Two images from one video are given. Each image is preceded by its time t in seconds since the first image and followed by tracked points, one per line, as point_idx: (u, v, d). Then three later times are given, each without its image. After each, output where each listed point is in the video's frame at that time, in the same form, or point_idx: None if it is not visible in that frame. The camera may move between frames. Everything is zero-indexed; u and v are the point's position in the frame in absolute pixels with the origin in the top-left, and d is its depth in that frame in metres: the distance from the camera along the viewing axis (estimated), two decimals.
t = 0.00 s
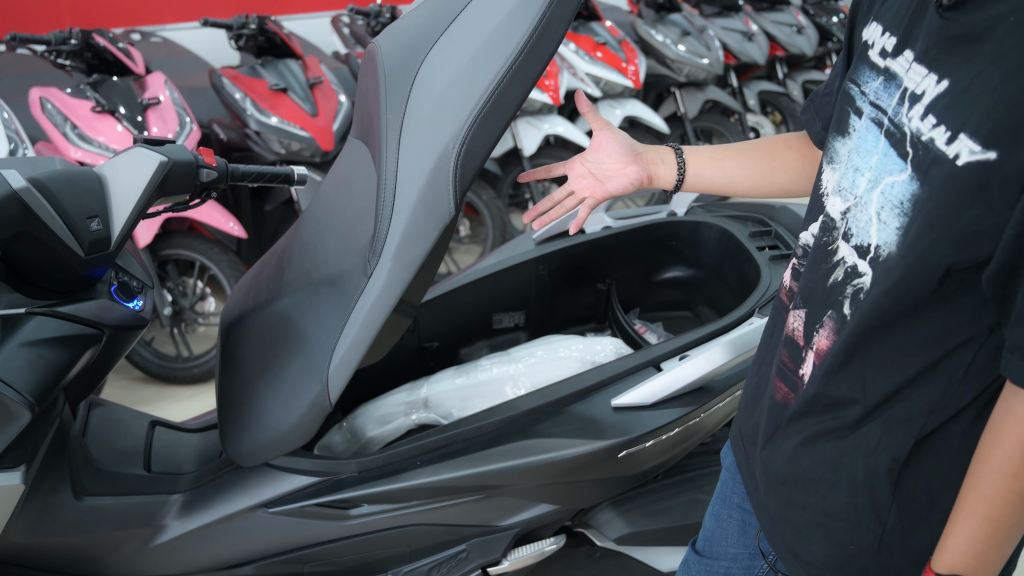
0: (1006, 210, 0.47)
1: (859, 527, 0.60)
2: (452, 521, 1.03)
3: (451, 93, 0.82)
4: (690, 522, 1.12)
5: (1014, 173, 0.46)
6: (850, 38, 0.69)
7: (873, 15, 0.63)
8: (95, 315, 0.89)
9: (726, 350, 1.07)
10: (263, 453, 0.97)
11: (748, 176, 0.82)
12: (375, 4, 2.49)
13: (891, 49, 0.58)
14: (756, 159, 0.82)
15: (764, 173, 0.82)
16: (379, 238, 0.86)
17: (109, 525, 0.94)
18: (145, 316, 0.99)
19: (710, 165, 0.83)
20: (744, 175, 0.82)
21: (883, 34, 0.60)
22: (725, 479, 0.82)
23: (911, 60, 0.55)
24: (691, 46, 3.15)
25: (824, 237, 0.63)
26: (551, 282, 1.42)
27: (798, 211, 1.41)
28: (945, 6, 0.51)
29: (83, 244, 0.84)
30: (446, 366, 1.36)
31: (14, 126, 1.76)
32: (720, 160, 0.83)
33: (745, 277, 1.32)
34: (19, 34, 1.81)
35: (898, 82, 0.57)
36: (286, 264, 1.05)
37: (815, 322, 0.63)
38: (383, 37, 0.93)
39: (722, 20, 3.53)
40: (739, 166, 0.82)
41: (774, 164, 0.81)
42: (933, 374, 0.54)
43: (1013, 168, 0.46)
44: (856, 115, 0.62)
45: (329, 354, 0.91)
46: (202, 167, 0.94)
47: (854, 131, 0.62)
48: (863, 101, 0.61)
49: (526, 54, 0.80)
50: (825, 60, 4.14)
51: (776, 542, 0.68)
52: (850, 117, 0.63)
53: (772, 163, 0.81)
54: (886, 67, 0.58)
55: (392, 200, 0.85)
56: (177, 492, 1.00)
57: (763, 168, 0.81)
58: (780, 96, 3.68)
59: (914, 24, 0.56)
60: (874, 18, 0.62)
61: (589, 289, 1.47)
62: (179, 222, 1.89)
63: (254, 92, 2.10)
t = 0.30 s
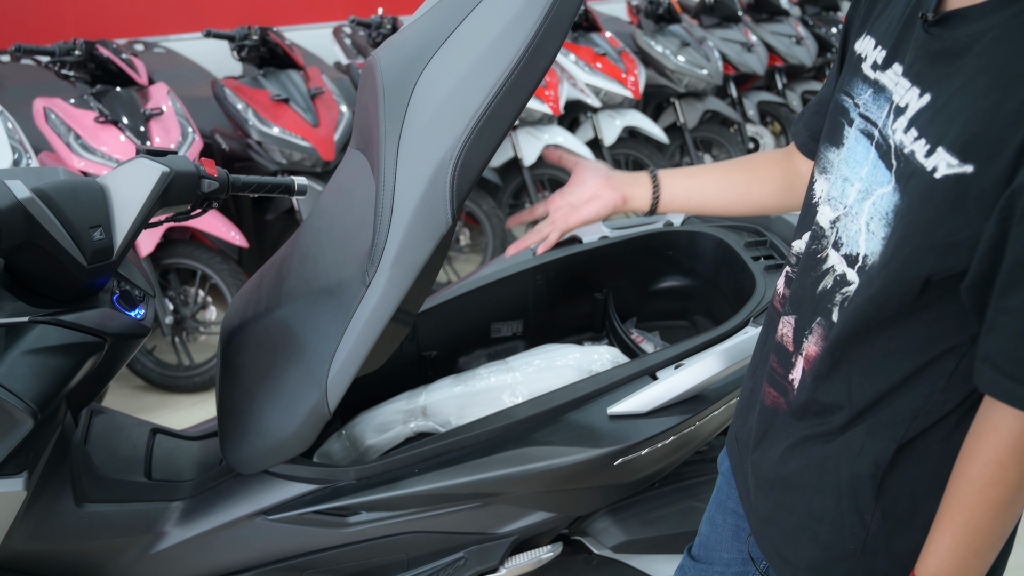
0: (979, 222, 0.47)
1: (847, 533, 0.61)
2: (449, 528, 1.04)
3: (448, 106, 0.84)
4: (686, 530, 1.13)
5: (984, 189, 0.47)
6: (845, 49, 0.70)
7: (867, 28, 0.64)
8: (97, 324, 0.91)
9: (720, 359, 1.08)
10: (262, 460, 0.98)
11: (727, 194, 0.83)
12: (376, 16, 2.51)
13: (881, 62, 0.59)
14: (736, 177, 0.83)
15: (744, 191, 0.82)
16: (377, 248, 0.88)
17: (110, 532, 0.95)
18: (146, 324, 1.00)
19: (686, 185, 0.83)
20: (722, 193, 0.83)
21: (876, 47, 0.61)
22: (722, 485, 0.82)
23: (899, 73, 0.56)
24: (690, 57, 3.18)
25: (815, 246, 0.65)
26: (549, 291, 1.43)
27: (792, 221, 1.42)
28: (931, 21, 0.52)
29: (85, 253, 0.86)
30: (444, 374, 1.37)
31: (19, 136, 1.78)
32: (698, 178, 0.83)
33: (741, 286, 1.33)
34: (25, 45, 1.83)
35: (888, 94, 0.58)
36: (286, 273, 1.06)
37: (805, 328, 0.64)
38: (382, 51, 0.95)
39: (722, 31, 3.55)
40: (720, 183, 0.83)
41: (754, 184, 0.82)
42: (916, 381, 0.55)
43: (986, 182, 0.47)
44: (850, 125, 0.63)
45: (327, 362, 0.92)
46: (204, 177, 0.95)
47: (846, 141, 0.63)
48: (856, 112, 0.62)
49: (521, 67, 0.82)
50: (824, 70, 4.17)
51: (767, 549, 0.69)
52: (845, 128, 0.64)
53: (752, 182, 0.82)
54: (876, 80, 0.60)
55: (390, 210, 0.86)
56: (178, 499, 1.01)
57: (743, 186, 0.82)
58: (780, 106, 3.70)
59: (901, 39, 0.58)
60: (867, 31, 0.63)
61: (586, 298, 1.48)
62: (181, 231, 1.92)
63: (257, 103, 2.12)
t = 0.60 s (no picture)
0: (967, 232, 0.48)
1: (838, 539, 0.61)
2: (445, 536, 1.04)
3: (443, 117, 0.85)
4: (682, 538, 1.13)
5: (970, 202, 0.47)
6: (832, 60, 0.71)
7: (856, 41, 0.65)
8: (95, 332, 0.91)
9: (715, 368, 1.08)
10: (259, 468, 0.99)
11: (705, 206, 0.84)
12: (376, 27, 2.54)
13: (871, 74, 0.60)
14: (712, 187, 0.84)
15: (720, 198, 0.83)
16: (373, 257, 0.89)
17: (107, 539, 0.95)
18: (144, 333, 1.00)
19: (664, 199, 0.84)
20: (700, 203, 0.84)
21: (866, 60, 0.62)
22: (718, 489, 0.82)
23: (890, 85, 0.57)
24: (689, 68, 3.20)
25: (807, 255, 0.65)
26: (545, 301, 1.44)
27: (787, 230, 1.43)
28: (919, 36, 0.54)
29: (84, 261, 0.87)
30: (441, 383, 1.37)
31: (20, 145, 1.80)
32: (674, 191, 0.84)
33: (736, 295, 1.34)
34: (27, 56, 1.85)
35: (878, 106, 0.59)
36: (284, 282, 1.07)
37: (798, 337, 0.65)
38: (378, 62, 0.96)
39: (720, 42, 3.58)
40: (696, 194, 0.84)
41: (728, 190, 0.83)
42: (906, 387, 0.55)
43: (973, 194, 0.47)
44: (840, 136, 0.64)
45: (323, 370, 0.93)
46: (202, 187, 0.96)
47: (837, 152, 0.64)
48: (845, 124, 0.63)
49: (516, 78, 0.83)
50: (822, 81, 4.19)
51: (760, 556, 0.69)
52: (834, 139, 0.65)
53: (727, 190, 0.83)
54: (866, 92, 0.60)
55: (386, 219, 0.87)
56: (175, 507, 1.01)
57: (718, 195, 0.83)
58: (778, 116, 3.72)
59: (890, 52, 0.59)
60: (857, 44, 0.64)
61: (583, 307, 1.48)
62: (181, 240, 1.95)
63: (257, 113, 2.14)
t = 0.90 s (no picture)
0: (960, 244, 0.48)
1: (835, 550, 0.61)
2: (445, 545, 1.04)
3: (441, 129, 0.85)
4: (682, 548, 1.12)
5: (964, 213, 0.47)
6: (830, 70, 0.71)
7: (851, 51, 0.65)
8: (94, 341, 0.92)
9: (713, 377, 1.08)
10: (257, 477, 0.99)
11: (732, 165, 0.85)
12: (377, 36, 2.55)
13: (864, 85, 0.61)
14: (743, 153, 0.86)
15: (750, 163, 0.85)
16: (371, 267, 0.89)
17: (105, 548, 0.95)
18: (144, 342, 1.01)
19: (702, 148, 0.89)
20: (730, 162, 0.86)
21: (859, 70, 0.62)
22: (713, 501, 0.82)
23: (881, 95, 0.58)
24: (689, 77, 3.21)
25: (800, 265, 0.66)
26: (544, 310, 1.44)
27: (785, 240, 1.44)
28: (910, 47, 0.54)
29: (84, 271, 0.87)
30: (440, 392, 1.37)
31: (21, 154, 1.81)
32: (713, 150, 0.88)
33: (734, 305, 1.34)
34: (29, 66, 1.87)
35: (870, 117, 0.59)
36: (282, 292, 1.08)
37: (793, 346, 0.65)
38: (377, 73, 0.97)
39: (720, 51, 3.60)
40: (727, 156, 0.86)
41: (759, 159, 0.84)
42: (902, 399, 0.55)
43: (966, 206, 0.47)
44: (834, 146, 0.64)
45: (323, 380, 0.93)
46: (202, 197, 0.96)
47: (831, 162, 0.64)
48: (840, 133, 0.64)
49: (514, 89, 0.84)
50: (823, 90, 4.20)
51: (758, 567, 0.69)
52: (830, 149, 0.65)
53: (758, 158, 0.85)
54: (860, 102, 0.61)
55: (385, 230, 0.88)
56: (173, 516, 1.01)
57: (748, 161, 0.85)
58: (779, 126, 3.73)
59: (882, 63, 0.59)
60: (851, 55, 0.64)
61: (581, 316, 1.49)
62: (182, 248, 1.95)
63: (258, 122, 2.15)
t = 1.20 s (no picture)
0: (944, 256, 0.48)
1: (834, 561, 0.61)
2: (443, 553, 1.03)
3: (440, 138, 0.85)
4: (681, 556, 1.12)
5: (949, 226, 0.47)
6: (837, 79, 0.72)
7: (856, 62, 0.65)
8: (94, 349, 0.92)
9: (713, 385, 1.07)
10: (257, 485, 0.99)
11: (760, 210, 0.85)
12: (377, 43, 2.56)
13: (865, 95, 0.61)
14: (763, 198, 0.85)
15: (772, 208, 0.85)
16: (370, 276, 0.89)
17: (103, 556, 0.95)
18: (143, 349, 1.01)
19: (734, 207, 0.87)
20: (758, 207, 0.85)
21: (861, 81, 0.62)
22: (717, 506, 0.80)
23: (880, 106, 0.58)
24: (689, 83, 3.22)
25: (804, 274, 0.66)
26: (544, 316, 1.44)
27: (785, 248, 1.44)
28: (906, 58, 0.54)
29: (84, 279, 0.87)
30: (440, 399, 1.37)
31: (22, 161, 1.81)
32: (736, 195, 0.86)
33: (733, 312, 1.34)
34: (30, 73, 1.87)
35: (870, 127, 0.59)
36: (282, 300, 1.08)
37: (794, 355, 0.65)
38: (377, 81, 0.97)
39: (720, 58, 3.60)
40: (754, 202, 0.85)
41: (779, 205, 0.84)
42: (897, 410, 0.55)
43: (951, 218, 0.47)
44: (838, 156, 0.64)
45: (322, 388, 0.93)
46: (202, 205, 0.97)
47: (834, 173, 0.64)
48: (842, 143, 0.64)
49: (513, 98, 0.84)
50: (823, 96, 4.21)
51: None
52: (834, 159, 0.65)
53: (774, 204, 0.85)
54: (861, 113, 0.61)
55: (384, 238, 0.88)
56: (173, 523, 1.01)
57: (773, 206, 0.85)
58: (779, 132, 3.72)
59: (881, 76, 0.59)
60: (856, 66, 0.65)
61: (581, 324, 1.49)
62: (183, 255, 1.95)
63: (258, 128, 2.16)
